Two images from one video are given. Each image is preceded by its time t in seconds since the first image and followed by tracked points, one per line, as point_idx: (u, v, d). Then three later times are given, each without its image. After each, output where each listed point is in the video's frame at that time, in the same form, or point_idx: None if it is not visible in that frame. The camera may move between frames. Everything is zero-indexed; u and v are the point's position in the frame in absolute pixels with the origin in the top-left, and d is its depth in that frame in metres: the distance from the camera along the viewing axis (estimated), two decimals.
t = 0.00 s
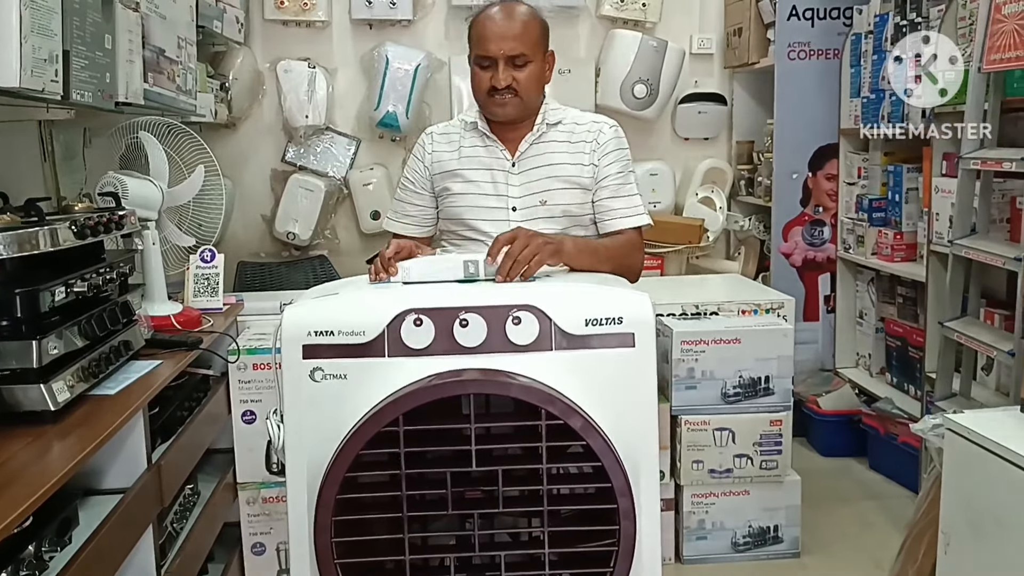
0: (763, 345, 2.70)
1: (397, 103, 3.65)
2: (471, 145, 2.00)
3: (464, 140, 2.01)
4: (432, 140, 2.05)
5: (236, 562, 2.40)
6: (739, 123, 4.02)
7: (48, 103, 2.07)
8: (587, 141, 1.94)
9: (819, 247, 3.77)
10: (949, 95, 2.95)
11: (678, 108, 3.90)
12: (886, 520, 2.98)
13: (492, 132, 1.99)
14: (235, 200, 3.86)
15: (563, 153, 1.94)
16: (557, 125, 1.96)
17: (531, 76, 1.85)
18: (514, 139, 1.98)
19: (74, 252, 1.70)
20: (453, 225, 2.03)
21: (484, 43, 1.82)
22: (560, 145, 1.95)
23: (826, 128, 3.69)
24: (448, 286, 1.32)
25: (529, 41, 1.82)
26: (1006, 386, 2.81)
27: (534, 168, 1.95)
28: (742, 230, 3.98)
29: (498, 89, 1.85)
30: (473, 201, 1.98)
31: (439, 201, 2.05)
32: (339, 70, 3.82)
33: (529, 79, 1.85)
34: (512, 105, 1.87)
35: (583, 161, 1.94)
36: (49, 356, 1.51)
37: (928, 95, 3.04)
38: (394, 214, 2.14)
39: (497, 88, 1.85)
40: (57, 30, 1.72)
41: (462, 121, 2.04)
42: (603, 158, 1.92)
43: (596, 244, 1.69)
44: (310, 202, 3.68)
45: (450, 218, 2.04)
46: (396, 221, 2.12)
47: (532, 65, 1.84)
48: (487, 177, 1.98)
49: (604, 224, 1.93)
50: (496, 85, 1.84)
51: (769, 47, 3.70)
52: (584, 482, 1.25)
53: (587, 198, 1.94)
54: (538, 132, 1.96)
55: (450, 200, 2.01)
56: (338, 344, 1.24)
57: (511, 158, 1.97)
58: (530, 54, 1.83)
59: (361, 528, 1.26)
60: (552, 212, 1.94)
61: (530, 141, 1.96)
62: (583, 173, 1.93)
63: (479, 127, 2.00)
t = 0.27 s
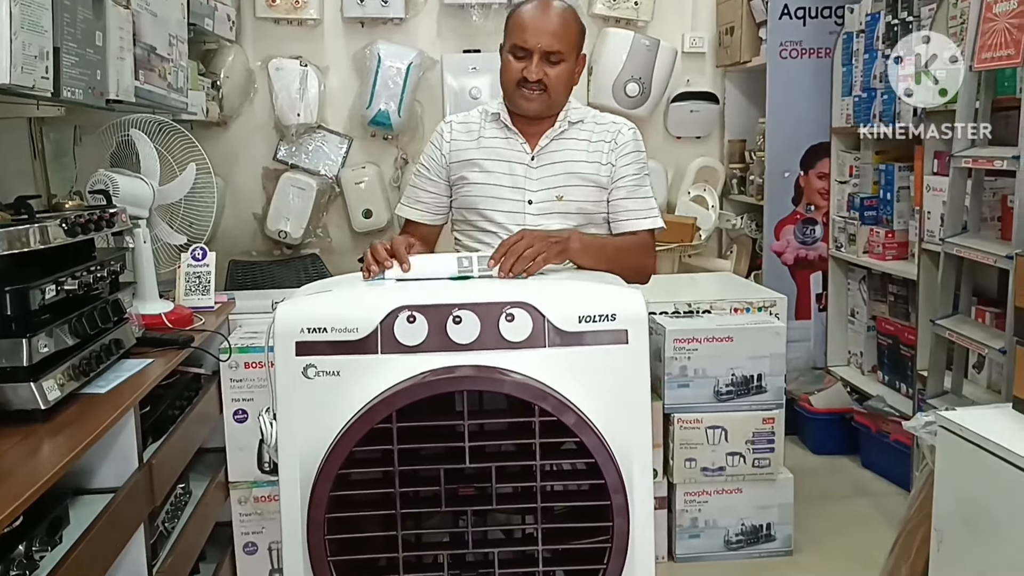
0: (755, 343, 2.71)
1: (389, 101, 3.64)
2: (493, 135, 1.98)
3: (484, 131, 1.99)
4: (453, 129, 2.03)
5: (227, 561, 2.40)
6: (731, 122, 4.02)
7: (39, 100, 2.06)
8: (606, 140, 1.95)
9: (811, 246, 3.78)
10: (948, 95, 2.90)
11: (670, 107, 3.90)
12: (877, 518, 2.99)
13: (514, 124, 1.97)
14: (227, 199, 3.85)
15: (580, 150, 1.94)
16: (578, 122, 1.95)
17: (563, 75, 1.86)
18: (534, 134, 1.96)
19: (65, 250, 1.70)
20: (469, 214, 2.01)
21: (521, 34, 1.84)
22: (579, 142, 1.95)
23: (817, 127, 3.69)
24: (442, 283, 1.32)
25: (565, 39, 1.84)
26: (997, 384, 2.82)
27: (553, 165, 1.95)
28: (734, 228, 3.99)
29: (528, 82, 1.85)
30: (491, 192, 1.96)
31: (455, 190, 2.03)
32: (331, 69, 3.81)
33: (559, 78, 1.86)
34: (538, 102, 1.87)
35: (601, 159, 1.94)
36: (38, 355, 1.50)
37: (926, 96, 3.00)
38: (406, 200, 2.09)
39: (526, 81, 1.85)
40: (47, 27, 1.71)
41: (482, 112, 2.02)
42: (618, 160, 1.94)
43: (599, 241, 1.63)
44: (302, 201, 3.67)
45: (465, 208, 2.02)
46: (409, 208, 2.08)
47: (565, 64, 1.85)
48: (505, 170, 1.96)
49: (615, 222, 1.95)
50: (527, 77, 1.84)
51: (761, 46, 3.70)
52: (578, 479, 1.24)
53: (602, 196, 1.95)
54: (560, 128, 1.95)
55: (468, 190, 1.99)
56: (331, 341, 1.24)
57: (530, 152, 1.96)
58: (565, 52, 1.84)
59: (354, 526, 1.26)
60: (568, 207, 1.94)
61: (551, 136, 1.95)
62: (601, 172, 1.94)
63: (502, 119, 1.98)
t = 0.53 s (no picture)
0: (744, 342, 2.71)
1: (377, 100, 3.63)
2: (504, 129, 1.98)
3: (497, 124, 1.98)
4: (464, 119, 2.02)
5: (214, 563, 2.38)
6: (719, 121, 4.03)
7: (24, 99, 2.05)
8: (614, 141, 1.95)
9: (799, 245, 3.79)
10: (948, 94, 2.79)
11: (659, 106, 3.90)
12: (865, 517, 2.99)
13: (526, 120, 1.97)
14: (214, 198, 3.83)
15: (588, 151, 1.94)
16: (589, 123, 1.96)
17: (582, 75, 1.86)
18: (545, 131, 1.96)
19: (50, 250, 1.68)
20: (472, 206, 2.00)
21: (547, 28, 1.83)
22: (588, 142, 1.95)
23: (806, 127, 3.70)
24: (429, 282, 1.31)
25: (590, 39, 1.83)
26: (984, 383, 2.83)
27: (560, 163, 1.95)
28: (722, 228, 4.00)
29: (548, 77, 1.85)
30: (498, 186, 1.96)
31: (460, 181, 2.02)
32: (319, 67, 3.80)
33: (578, 78, 1.85)
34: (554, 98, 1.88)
35: (608, 160, 1.94)
36: (22, 356, 1.49)
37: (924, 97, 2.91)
38: (411, 186, 2.07)
39: (547, 76, 1.85)
40: (31, 25, 1.70)
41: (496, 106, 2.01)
42: (626, 159, 1.93)
43: (593, 244, 1.59)
44: (290, 200, 3.66)
45: (468, 201, 2.01)
46: (414, 195, 2.06)
47: (587, 63, 1.85)
48: (513, 165, 1.96)
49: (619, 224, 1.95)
50: (549, 72, 1.84)
51: (749, 46, 3.71)
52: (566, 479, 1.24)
53: (606, 197, 1.95)
54: (570, 128, 1.95)
55: (475, 182, 1.98)
56: (319, 341, 1.23)
57: (540, 149, 1.96)
58: (587, 52, 1.83)
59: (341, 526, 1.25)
60: (571, 206, 1.94)
61: (561, 135, 1.95)
62: (606, 172, 1.94)
63: (514, 114, 1.98)
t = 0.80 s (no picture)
0: (726, 341, 2.72)
1: (360, 99, 3.61)
2: (501, 125, 2.01)
3: (494, 121, 2.02)
4: (464, 113, 2.06)
5: (195, 564, 2.37)
6: (702, 121, 4.04)
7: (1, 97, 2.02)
8: (608, 141, 1.94)
9: (781, 245, 3.80)
10: (950, 95, 2.68)
11: (642, 106, 3.90)
12: (847, 515, 3.01)
13: (524, 117, 2.00)
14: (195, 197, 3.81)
15: (580, 151, 1.95)
16: (585, 123, 1.97)
17: (584, 78, 1.89)
18: (542, 131, 1.98)
19: (27, 249, 1.67)
20: (466, 200, 2.04)
21: (556, 29, 1.85)
22: (582, 142, 1.96)
23: (788, 126, 3.72)
24: (410, 281, 1.31)
25: (596, 45, 1.86)
26: (964, 381, 2.85)
27: (552, 163, 1.96)
28: (705, 227, 4.00)
29: (551, 78, 1.88)
30: (490, 182, 1.99)
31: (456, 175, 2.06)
32: (301, 66, 3.78)
33: (580, 82, 1.89)
34: (554, 99, 1.91)
35: (601, 161, 1.94)
36: None
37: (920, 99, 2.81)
38: (410, 176, 2.11)
39: (549, 76, 1.88)
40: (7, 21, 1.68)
41: (497, 103, 2.04)
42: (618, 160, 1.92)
43: (582, 242, 1.58)
44: (272, 199, 3.64)
45: (463, 194, 2.05)
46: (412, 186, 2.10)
47: (591, 68, 1.88)
48: (507, 162, 1.99)
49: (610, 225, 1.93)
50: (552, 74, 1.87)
51: (732, 45, 3.72)
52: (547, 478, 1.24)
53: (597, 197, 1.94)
54: (565, 128, 1.96)
55: (469, 176, 2.02)
56: (299, 340, 1.22)
57: (533, 148, 1.98)
58: (593, 58, 1.86)
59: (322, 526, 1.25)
60: (560, 205, 1.95)
61: (555, 134, 1.96)
62: (597, 173, 1.94)
63: (513, 111, 2.01)
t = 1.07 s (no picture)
0: (716, 341, 2.72)
1: (350, 97, 3.60)
2: (496, 127, 2.00)
3: (489, 122, 2.01)
4: (459, 115, 2.06)
5: (184, 565, 2.35)
6: (692, 121, 4.05)
7: None
8: (604, 143, 1.94)
9: (771, 244, 3.81)
10: (950, 94, 2.62)
11: (632, 105, 3.90)
12: (836, 513, 3.02)
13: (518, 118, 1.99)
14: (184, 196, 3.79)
15: (575, 152, 1.94)
16: (581, 124, 1.96)
17: (576, 74, 1.87)
18: (535, 131, 1.97)
19: (14, 248, 1.66)
20: (460, 202, 2.03)
21: (545, 25, 1.85)
22: (577, 143, 1.95)
23: (778, 126, 3.72)
24: (399, 280, 1.30)
25: (587, 38, 1.85)
26: (952, 380, 2.86)
27: (547, 164, 1.95)
28: (695, 227, 4.01)
29: (543, 73, 1.87)
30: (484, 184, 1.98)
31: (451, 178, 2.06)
32: (290, 64, 3.77)
33: (573, 76, 1.87)
34: (548, 95, 1.89)
35: (597, 163, 1.94)
36: None
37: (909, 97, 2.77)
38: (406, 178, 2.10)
39: (541, 72, 1.87)
40: None
41: (492, 104, 2.04)
42: (614, 162, 1.92)
43: (580, 241, 1.56)
44: (261, 198, 3.62)
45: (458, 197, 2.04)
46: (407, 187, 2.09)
47: (583, 62, 1.87)
48: (501, 164, 1.98)
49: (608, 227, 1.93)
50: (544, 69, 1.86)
51: (722, 45, 3.72)
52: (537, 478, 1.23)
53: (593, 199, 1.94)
54: (559, 128, 1.95)
55: (463, 178, 2.01)
56: (288, 339, 1.22)
57: (527, 149, 1.97)
58: (584, 51, 1.85)
59: (310, 526, 1.24)
60: (555, 207, 1.94)
61: (549, 135, 1.95)
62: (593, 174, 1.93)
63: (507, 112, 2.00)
